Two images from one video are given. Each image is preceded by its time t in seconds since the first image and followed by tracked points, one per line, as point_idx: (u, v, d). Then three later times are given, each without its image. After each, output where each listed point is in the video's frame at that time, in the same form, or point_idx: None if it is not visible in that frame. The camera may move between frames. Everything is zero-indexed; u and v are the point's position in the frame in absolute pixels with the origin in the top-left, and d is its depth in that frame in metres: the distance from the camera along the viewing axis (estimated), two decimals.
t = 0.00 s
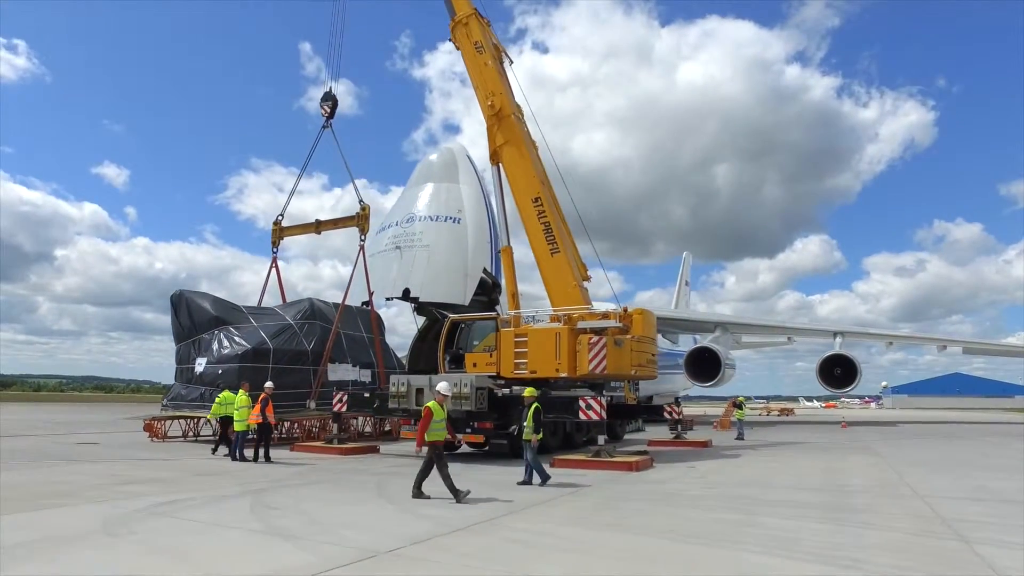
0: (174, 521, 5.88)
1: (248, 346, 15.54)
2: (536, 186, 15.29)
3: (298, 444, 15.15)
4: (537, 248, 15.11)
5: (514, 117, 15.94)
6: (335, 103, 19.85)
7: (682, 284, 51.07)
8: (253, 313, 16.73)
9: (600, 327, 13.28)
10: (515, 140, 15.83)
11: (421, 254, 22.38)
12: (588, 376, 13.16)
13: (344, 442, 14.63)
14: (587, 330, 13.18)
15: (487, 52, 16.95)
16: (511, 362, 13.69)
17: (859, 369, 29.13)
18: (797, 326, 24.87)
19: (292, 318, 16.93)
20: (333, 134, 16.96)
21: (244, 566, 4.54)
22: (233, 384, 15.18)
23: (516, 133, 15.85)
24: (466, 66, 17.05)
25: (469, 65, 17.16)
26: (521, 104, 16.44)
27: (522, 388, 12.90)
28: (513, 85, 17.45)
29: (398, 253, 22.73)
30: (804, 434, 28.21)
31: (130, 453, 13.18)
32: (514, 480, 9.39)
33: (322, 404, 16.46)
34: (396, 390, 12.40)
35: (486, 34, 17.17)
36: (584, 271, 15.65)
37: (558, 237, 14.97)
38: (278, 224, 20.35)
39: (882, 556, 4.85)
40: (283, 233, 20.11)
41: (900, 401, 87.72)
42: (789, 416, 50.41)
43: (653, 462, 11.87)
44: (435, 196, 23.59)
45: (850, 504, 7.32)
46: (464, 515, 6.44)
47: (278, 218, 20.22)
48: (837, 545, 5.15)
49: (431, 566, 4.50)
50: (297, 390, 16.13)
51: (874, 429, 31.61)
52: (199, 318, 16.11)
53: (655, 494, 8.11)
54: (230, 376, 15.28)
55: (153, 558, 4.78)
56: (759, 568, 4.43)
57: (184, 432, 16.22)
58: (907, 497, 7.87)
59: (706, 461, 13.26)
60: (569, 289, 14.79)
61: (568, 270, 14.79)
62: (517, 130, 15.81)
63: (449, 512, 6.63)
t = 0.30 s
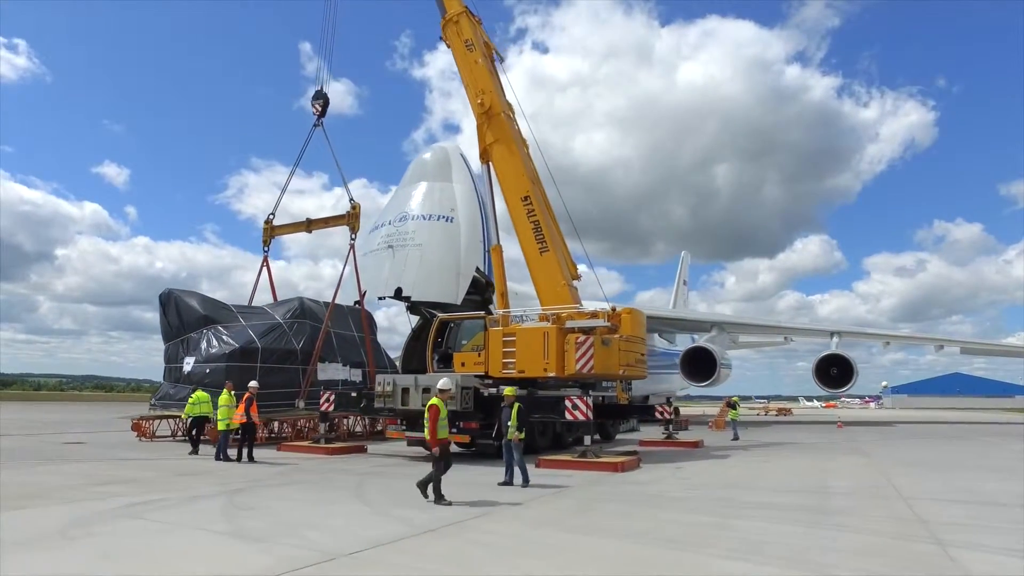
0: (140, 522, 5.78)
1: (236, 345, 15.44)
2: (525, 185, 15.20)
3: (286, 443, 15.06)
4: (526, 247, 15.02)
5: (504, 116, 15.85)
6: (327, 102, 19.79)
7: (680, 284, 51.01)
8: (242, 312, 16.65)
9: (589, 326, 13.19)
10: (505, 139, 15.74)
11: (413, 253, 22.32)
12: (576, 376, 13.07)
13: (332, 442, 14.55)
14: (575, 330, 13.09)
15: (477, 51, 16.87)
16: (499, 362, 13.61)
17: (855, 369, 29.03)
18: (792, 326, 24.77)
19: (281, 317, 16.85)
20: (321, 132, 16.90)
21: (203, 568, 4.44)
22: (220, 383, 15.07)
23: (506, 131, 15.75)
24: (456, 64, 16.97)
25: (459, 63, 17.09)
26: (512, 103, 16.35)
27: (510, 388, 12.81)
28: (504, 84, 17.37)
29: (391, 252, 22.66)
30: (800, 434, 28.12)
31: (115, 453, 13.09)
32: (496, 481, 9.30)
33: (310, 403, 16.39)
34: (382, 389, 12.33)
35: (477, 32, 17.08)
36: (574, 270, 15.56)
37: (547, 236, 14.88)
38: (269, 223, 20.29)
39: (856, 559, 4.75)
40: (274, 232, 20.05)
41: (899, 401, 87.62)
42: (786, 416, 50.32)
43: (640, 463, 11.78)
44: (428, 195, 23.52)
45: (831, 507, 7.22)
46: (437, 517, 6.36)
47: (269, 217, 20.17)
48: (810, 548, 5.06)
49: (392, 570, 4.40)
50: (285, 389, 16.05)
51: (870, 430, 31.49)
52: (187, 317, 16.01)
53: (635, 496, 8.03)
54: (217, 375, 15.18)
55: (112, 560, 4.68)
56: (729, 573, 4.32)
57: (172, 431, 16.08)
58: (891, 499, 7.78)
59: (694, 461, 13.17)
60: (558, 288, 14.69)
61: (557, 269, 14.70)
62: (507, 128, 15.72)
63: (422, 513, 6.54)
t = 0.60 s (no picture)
0: (106, 522, 5.72)
1: (223, 344, 15.38)
2: (514, 183, 15.14)
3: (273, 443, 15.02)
4: (514, 245, 14.96)
5: (493, 114, 15.79)
6: (317, 100, 19.76)
7: (677, 284, 50.95)
8: (230, 310, 16.60)
9: (576, 325, 13.12)
10: (494, 137, 15.67)
11: (405, 252, 22.31)
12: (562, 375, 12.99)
13: (319, 441, 14.49)
14: (561, 329, 13.01)
15: (467, 49, 16.81)
16: (486, 361, 13.54)
17: (850, 369, 28.97)
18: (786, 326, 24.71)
19: (270, 316, 16.81)
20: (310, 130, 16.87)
21: (159, 568, 4.38)
22: (206, 382, 14.99)
23: (495, 129, 15.69)
24: (446, 62, 16.93)
25: (449, 61, 17.03)
26: (501, 101, 16.29)
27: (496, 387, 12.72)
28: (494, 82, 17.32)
29: (383, 251, 22.64)
30: (795, 434, 28.05)
31: (99, 452, 13.02)
32: (476, 481, 9.25)
33: (299, 402, 16.35)
34: (366, 388, 12.30)
35: (467, 30, 17.03)
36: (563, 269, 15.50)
37: (536, 235, 14.82)
38: (260, 221, 20.25)
39: (824, 560, 4.67)
40: (265, 231, 20.02)
41: (898, 402, 87.50)
42: (783, 417, 50.24)
43: (625, 463, 11.71)
44: (421, 194, 23.50)
45: (810, 507, 7.15)
46: (405, 517, 6.27)
47: (259, 216, 20.14)
48: (777, 549, 4.95)
49: (350, 570, 4.33)
50: (273, 388, 16.02)
51: (866, 430, 31.41)
52: (175, 316, 15.95)
53: (614, 496, 7.96)
54: (204, 373, 15.12)
55: (68, 561, 4.62)
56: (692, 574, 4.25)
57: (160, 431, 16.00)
58: (872, 500, 7.71)
59: (681, 461, 13.11)
60: (546, 287, 14.63)
61: (545, 268, 14.64)
62: (496, 126, 15.67)
63: (392, 513, 6.46)
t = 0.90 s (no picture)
0: (72, 522, 5.66)
1: (210, 343, 15.33)
2: (503, 183, 15.09)
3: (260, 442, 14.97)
4: (502, 245, 14.91)
5: (482, 113, 15.74)
6: (308, 99, 19.73)
7: (674, 284, 50.91)
8: (219, 310, 16.55)
9: (563, 325, 13.04)
10: (484, 136, 15.62)
11: (397, 252, 22.30)
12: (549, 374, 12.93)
13: (306, 441, 14.43)
14: (548, 328, 12.94)
15: (457, 47, 16.77)
16: (474, 360, 13.50)
17: (845, 369, 28.92)
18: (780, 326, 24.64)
19: (259, 315, 16.77)
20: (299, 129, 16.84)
21: (114, 569, 4.32)
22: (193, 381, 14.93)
23: (485, 128, 15.64)
24: (436, 61, 16.87)
25: (439, 60, 16.99)
26: (491, 100, 16.23)
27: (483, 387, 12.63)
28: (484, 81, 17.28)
29: (374, 250, 22.67)
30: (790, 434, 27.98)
31: (84, 452, 12.96)
32: (457, 481, 9.19)
33: (288, 402, 16.31)
34: (352, 387, 12.27)
35: (457, 28, 16.98)
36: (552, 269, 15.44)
37: (524, 234, 14.77)
38: (250, 220, 20.22)
39: (792, 562, 4.60)
40: (255, 230, 19.98)
41: (897, 402, 87.44)
42: (780, 417, 50.15)
43: (611, 463, 11.65)
44: (414, 194, 23.49)
45: (788, 507, 7.09)
46: (377, 518, 6.21)
47: (250, 215, 20.11)
48: (746, 551, 4.88)
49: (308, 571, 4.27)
50: (261, 388, 15.99)
51: (863, 431, 31.34)
52: (163, 315, 15.90)
53: (593, 497, 7.89)
54: (192, 373, 15.06)
55: (27, 561, 4.56)
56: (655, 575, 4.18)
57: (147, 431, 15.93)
58: (853, 501, 7.65)
59: (669, 462, 13.05)
60: (535, 286, 14.58)
61: (534, 267, 14.58)
62: (485, 125, 15.60)
63: (365, 513, 6.39)
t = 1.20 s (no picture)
0: (35, 523, 5.60)
1: (197, 343, 15.27)
2: (491, 182, 15.04)
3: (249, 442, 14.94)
4: (491, 244, 14.86)
5: (471, 112, 15.68)
6: (299, 99, 19.68)
7: (672, 284, 50.84)
8: (207, 310, 16.49)
9: (551, 325, 12.97)
10: (473, 135, 15.56)
11: (388, 251, 22.28)
12: (536, 374, 12.85)
13: (293, 441, 14.38)
14: (534, 328, 12.87)
15: (446, 46, 16.71)
16: (461, 360, 13.45)
17: (841, 370, 28.83)
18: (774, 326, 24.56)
19: (247, 315, 16.74)
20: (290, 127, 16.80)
21: (65, 570, 4.25)
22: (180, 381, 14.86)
23: (473, 127, 15.57)
24: (425, 60, 16.82)
25: (429, 59, 16.94)
26: (480, 99, 16.17)
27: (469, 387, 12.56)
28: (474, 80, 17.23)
29: (366, 250, 22.65)
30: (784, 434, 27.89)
31: (68, 452, 12.89)
32: (438, 482, 9.13)
33: (276, 402, 16.27)
34: (337, 388, 12.26)
35: (447, 27, 16.93)
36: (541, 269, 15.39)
37: (512, 234, 14.70)
38: (241, 220, 20.19)
39: (758, 566, 4.50)
40: (246, 230, 19.94)
41: (895, 403, 87.35)
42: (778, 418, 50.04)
43: (596, 463, 11.58)
44: (406, 194, 23.46)
45: (766, 508, 7.01)
46: (347, 518, 6.13)
47: (241, 215, 20.06)
48: (714, 554, 4.79)
49: (260, 573, 4.19)
50: (249, 388, 15.96)
51: (859, 432, 31.22)
52: (151, 315, 15.83)
53: (571, 497, 7.82)
54: (179, 373, 14.99)
55: None
56: None
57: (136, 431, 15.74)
58: (834, 502, 7.56)
59: (656, 462, 12.96)
60: (523, 286, 14.51)
61: (522, 267, 14.52)
62: (474, 124, 15.54)
63: (336, 514, 6.32)
